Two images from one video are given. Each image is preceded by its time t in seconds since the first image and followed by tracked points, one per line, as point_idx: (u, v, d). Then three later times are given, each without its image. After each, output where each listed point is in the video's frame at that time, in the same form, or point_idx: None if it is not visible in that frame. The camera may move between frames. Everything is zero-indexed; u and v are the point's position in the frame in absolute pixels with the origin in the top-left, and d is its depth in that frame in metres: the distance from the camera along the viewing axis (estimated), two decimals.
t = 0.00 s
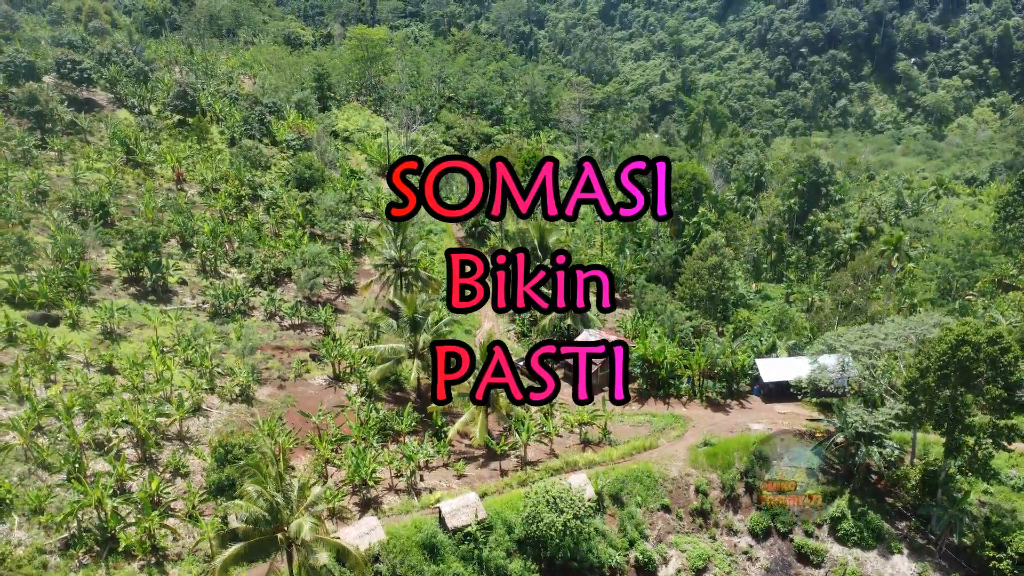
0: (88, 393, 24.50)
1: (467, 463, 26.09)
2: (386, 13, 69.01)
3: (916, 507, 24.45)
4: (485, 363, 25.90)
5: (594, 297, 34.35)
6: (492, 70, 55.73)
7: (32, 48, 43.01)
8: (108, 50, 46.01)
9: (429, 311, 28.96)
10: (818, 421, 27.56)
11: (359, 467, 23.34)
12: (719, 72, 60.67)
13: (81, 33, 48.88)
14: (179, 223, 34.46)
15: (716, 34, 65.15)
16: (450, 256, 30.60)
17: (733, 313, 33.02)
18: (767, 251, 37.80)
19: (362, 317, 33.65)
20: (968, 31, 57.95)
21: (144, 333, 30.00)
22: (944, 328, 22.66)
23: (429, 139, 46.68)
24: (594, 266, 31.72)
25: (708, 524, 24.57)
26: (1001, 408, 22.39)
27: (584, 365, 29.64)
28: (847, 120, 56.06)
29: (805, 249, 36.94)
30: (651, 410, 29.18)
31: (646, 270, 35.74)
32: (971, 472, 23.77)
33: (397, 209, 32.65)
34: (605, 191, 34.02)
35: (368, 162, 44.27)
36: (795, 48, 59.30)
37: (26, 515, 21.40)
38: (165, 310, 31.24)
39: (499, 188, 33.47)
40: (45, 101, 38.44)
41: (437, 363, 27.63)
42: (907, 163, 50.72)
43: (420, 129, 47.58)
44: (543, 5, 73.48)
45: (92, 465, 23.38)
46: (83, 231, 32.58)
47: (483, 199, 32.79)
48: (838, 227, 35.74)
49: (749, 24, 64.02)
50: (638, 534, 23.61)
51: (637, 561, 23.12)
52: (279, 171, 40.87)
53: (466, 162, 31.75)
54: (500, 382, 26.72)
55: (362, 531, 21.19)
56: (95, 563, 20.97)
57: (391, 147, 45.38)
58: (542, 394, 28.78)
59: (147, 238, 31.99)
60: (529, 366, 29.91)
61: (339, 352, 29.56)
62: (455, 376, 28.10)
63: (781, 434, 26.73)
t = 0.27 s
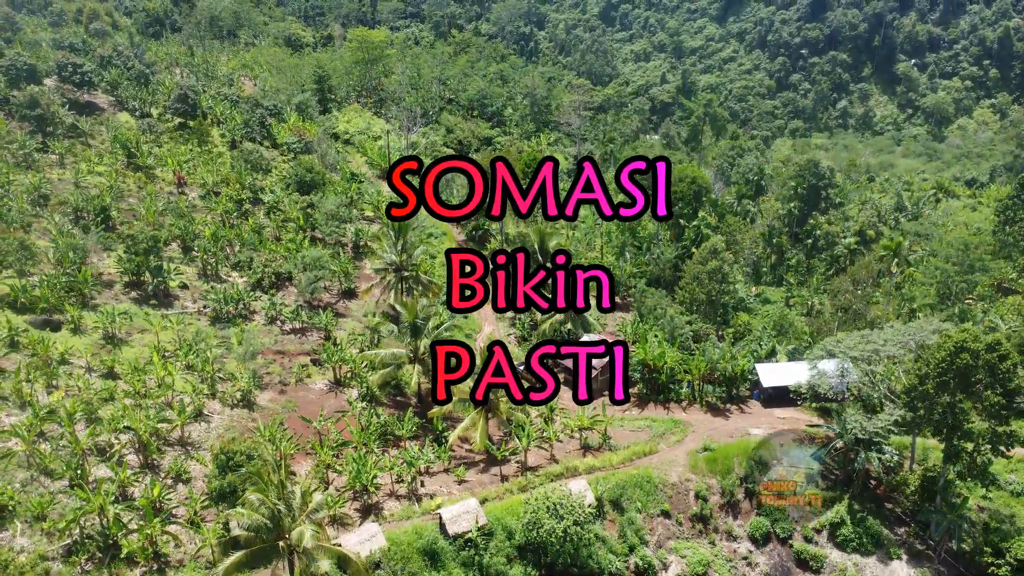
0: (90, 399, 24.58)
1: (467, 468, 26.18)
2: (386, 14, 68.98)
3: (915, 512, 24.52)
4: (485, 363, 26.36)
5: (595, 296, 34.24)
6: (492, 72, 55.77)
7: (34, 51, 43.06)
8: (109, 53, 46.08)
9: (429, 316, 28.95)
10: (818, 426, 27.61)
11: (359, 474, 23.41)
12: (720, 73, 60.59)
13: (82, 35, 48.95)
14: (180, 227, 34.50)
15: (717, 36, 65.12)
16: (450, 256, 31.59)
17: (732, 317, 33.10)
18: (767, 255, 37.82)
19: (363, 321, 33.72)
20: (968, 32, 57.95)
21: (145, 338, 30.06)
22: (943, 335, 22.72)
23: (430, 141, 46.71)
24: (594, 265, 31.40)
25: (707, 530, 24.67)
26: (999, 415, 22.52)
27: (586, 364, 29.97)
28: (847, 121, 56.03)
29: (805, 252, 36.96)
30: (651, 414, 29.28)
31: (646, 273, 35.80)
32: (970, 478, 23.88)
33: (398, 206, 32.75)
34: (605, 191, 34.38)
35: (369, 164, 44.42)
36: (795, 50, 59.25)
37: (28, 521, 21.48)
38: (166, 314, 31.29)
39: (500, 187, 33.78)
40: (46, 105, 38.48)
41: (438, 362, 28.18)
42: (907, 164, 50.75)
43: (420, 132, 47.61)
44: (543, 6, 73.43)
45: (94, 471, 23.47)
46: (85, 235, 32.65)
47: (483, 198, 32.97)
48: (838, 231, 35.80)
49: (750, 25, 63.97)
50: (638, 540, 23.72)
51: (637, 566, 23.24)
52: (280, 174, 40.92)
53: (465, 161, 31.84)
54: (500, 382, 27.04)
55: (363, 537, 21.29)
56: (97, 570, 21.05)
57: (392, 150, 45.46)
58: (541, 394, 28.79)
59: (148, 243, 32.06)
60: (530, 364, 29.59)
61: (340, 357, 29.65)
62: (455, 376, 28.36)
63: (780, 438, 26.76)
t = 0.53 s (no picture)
0: (92, 405, 24.64)
1: (468, 474, 26.27)
2: (386, 15, 68.97)
3: (914, 518, 24.62)
4: (486, 363, 26.90)
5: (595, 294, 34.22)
6: (493, 74, 55.79)
7: (35, 55, 43.13)
8: (110, 55, 46.11)
9: (430, 322, 28.91)
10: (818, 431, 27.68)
11: (360, 480, 23.49)
12: (720, 74, 60.46)
13: (83, 38, 49.02)
14: (182, 231, 34.52)
15: (717, 37, 65.01)
16: (450, 256, 31.97)
17: (733, 322, 33.14)
18: (767, 258, 37.85)
19: (364, 325, 33.79)
20: (969, 33, 57.91)
21: (147, 342, 30.10)
22: (943, 342, 22.79)
23: (430, 143, 46.75)
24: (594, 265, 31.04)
25: (707, 535, 24.78)
26: (996, 422, 22.63)
27: (586, 365, 30.16)
28: (848, 122, 55.93)
29: (805, 256, 36.94)
30: (651, 420, 29.37)
31: (646, 277, 35.87)
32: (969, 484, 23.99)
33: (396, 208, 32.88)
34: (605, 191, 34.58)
35: (369, 166, 44.62)
36: (795, 51, 59.19)
37: (30, 528, 21.53)
38: (168, 319, 31.32)
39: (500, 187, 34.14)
40: (47, 108, 38.49)
41: (437, 363, 28.00)
42: (907, 166, 50.80)
43: (421, 134, 47.66)
44: (543, 7, 73.36)
45: (97, 477, 23.53)
46: (86, 239, 32.69)
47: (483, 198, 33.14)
48: (839, 234, 35.81)
49: (750, 26, 63.86)
50: (638, 546, 23.84)
51: (636, 572, 23.37)
52: (280, 178, 40.95)
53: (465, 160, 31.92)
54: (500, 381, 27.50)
55: (364, 544, 21.37)
56: None
57: (392, 153, 45.56)
58: (541, 395, 29.18)
59: (150, 247, 32.12)
60: (529, 364, 29.91)
61: (341, 362, 29.74)
62: (455, 376, 28.37)
63: (778, 443, 26.86)
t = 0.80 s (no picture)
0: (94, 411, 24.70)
1: (468, 479, 26.37)
2: (387, 16, 68.99)
3: (913, 524, 24.72)
4: (486, 363, 26.83)
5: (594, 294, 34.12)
6: (493, 76, 55.83)
7: (36, 58, 43.18)
8: (111, 58, 46.17)
9: (430, 327, 28.97)
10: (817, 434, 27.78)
11: (361, 487, 23.57)
12: (719, 76, 60.55)
13: (84, 41, 49.11)
14: (183, 235, 34.57)
15: (717, 38, 64.87)
16: (450, 256, 32.04)
17: (732, 326, 33.21)
18: (767, 262, 37.88)
19: (365, 329, 33.87)
20: (969, 35, 57.88)
21: (148, 347, 30.17)
22: (941, 350, 22.80)
23: (431, 146, 46.85)
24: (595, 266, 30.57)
25: (706, 541, 24.90)
26: (994, 429, 22.77)
27: (585, 364, 30.56)
28: (848, 124, 55.95)
29: (805, 260, 36.96)
30: (651, 424, 29.47)
31: (646, 281, 35.93)
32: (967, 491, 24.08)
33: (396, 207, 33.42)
34: (605, 191, 34.76)
35: (370, 169, 44.71)
36: (796, 53, 59.14)
37: (33, 535, 21.63)
38: (169, 323, 31.38)
39: (500, 187, 33.95)
40: (49, 111, 38.56)
41: (437, 362, 28.27)
42: (908, 168, 50.84)
43: (421, 137, 47.72)
44: (544, 8, 73.32)
45: (98, 484, 23.58)
46: (87, 244, 32.75)
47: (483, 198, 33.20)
48: (838, 238, 35.86)
49: (750, 27, 63.76)
50: (638, 551, 23.94)
51: None
52: (281, 181, 41.01)
53: (465, 160, 31.84)
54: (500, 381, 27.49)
55: (365, 551, 21.47)
56: None
57: (393, 155, 45.64)
58: (541, 395, 29.85)
59: (151, 252, 32.19)
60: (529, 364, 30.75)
61: (342, 367, 29.84)
62: (455, 376, 28.61)
63: (778, 448, 26.85)
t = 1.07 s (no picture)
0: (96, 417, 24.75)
1: (469, 485, 26.45)
2: (388, 18, 68.98)
3: (912, 529, 24.78)
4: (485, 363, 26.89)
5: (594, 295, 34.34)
6: (493, 78, 55.87)
7: (37, 61, 43.21)
8: (112, 61, 46.23)
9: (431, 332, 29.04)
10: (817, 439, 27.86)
11: (362, 493, 23.64)
12: (720, 77, 60.20)
13: (86, 44, 49.19)
14: (184, 239, 34.61)
15: (717, 40, 64.66)
16: (450, 256, 31.49)
17: (732, 331, 33.27)
18: (767, 265, 37.94)
19: (365, 334, 33.94)
20: (970, 36, 57.86)
21: (149, 352, 30.21)
22: (939, 357, 22.85)
23: (431, 149, 46.95)
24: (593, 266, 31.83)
25: (706, 547, 24.98)
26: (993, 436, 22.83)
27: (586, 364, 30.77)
28: (848, 126, 55.99)
29: (805, 264, 36.96)
30: (651, 430, 29.55)
31: (647, 285, 35.99)
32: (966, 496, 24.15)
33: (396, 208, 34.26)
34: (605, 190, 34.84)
35: (370, 172, 44.80)
36: (796, 54, 59.12)
37: (35, 542, 21.70)
38: (170, 328, 31.43)
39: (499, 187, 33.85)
40: (50, 115, 38.58)
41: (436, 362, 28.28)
42: (908, 169, 50.87)
43: (422, 139, 47.78)
44: (544, 9, 73.32)
45: (100, 490, 23.65)
46: (89, 248, 32.79)
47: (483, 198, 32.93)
48: (838, 242, 35.91)
49: (751, 29, 63.70)
50: (638, 557, 24.01)
51: None
52: (282, 185, 41.08)
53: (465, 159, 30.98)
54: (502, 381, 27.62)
55: (366, 558, 21.56)
56: None
57: (394, 158, 45.73)
58: (542, 394, 29.72)
59: (152, 256, 32.24)
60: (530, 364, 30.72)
61: (343, 372, 29.93)
62: (455, 376, 28.80)
63: (776, 453, 26.94)
